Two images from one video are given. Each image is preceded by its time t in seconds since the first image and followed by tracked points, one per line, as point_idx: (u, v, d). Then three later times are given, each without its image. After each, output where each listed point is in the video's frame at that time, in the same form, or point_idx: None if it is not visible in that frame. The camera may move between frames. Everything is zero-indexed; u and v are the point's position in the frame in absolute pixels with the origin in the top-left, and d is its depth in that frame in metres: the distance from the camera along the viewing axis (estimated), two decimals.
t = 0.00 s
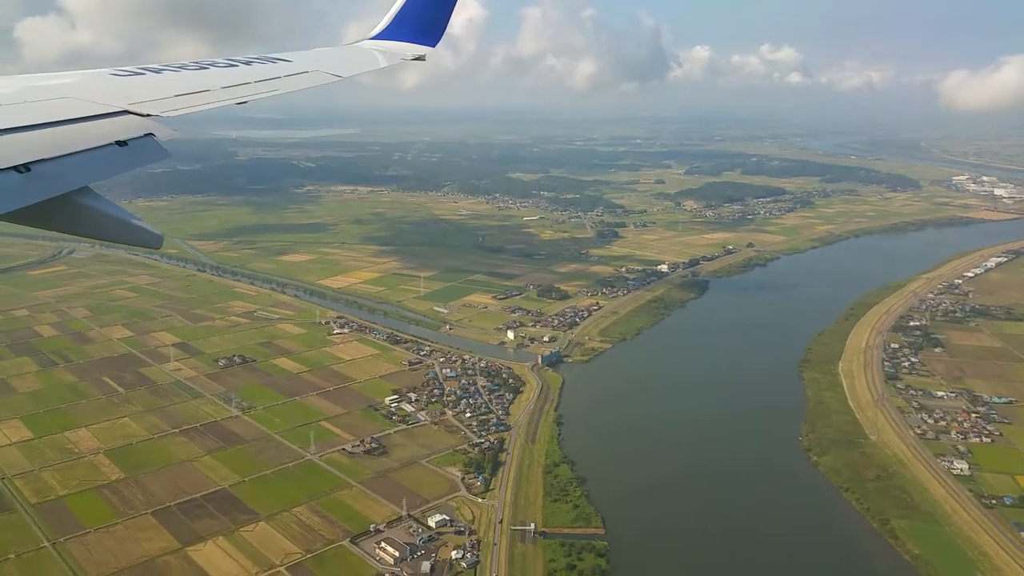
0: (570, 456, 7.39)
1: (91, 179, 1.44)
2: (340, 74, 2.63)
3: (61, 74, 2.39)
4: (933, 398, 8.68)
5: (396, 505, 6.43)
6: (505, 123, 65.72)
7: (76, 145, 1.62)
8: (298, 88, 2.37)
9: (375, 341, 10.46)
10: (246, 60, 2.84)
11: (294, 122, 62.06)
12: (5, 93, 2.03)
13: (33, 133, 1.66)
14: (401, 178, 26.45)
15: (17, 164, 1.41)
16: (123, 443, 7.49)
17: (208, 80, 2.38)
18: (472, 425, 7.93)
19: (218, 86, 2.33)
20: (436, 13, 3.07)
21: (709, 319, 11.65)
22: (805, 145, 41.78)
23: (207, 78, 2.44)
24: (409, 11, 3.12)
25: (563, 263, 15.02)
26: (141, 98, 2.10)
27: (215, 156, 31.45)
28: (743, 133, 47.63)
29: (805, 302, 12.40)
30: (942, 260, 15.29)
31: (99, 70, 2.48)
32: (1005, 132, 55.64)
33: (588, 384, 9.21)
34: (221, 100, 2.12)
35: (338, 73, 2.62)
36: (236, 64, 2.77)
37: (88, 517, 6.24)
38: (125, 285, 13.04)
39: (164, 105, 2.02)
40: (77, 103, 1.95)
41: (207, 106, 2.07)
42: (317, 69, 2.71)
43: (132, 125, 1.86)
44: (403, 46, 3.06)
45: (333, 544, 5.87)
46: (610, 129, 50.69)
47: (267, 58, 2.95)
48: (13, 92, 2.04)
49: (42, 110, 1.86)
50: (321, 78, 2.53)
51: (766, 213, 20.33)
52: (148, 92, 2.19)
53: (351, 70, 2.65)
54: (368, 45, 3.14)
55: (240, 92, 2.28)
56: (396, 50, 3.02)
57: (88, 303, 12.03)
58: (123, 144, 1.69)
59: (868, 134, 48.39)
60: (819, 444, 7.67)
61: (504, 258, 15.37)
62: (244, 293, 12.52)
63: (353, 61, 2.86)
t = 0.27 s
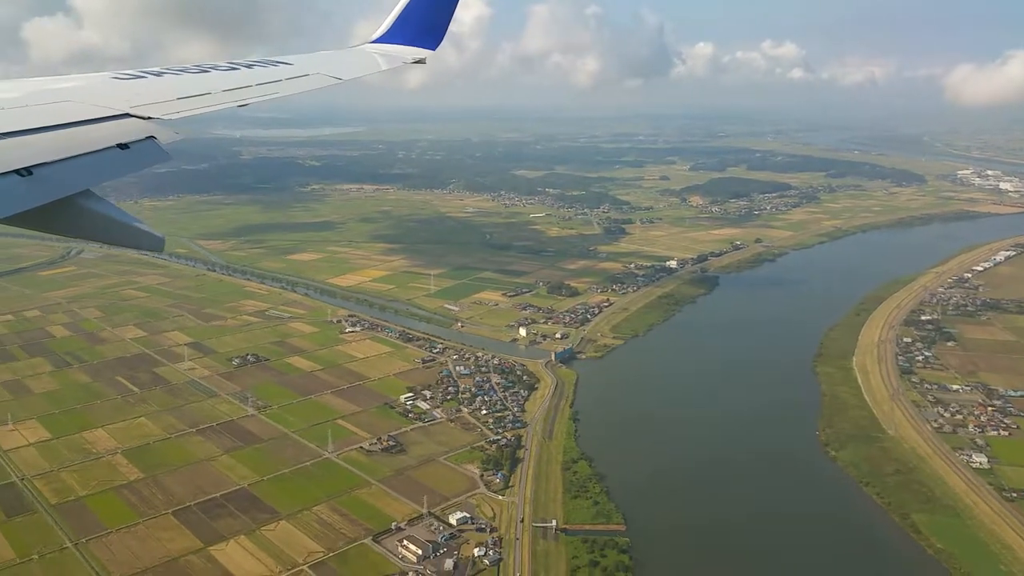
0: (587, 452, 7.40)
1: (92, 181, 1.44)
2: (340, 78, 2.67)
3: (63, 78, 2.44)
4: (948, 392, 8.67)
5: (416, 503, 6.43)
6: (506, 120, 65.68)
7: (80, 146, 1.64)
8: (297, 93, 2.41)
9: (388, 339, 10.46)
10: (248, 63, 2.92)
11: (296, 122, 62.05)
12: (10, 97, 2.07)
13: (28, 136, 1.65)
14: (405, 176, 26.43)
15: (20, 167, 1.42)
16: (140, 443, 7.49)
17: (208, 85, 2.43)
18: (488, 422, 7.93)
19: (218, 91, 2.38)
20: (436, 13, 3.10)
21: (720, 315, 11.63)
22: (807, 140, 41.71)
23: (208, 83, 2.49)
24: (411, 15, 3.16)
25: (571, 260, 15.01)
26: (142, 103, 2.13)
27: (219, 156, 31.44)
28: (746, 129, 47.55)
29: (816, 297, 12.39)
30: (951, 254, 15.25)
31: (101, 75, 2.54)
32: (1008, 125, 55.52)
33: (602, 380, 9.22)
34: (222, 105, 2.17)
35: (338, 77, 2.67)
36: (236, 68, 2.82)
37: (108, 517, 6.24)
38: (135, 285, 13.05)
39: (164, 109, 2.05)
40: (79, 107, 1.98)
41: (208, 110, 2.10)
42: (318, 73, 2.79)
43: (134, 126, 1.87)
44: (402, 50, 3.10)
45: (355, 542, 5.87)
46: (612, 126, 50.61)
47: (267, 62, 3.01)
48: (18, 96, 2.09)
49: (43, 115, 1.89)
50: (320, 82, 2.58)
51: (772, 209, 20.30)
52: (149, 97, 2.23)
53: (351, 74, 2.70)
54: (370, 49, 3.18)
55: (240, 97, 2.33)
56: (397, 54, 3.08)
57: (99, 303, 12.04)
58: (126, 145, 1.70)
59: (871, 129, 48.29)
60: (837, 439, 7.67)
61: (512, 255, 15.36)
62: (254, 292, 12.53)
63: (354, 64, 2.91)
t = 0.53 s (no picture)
0: (601, 454, 7.39)
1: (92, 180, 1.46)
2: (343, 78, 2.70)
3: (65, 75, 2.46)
4: (959, 397, 8.66)
5: (431, 502, 6.42)
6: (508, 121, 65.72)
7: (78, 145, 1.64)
8: (298, 92, 2.44)
9: (398, 338, 10.46)
10: (250, 61, 2.95)
11: (299, 121, 62.07)
12: (15, 94, 2.08)
13: (29, 131, 1.66)
14: (410, 176, 26.44)
15: (21, 164, 1.43)
16: (153, 440, 7.48)
17: (208, 83, 2.45)
18: (501, 423, 7.93)
19: (220, 89, 2.40)
20: (441, 12, 3.13)
21: (729, 317, 11.64)
22: (811, 144, 41.73)
23: (209, 81, 2.52)
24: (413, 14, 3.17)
25: (578, 261, 15.02)
26: (143, 101, 2.15)
27: (223, 154, 31.46)
28: (749, 132, 47.55)
29: (824, 300, 12.38)
30: (958, 259, 15.25)
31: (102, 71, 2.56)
32: (1010, 131, 55.54)
33: (613, 381, 9.23)
34: (223, 105, 2.19)
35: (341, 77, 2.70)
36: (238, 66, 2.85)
37: (122, 514, 6.23)
38: (143, 282, 13.04)
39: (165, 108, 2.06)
40: (82, 105, 2.00)
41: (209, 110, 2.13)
42: (321, 71, 2.82)
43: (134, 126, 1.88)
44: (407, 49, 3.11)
45: (371, 541, 5.86)
46: (615, 128, 50.61)
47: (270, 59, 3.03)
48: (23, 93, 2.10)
49: (44, 109, 1.90)
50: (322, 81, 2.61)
51: (778, 212, 20.31)
52: (150, 94, 2.25)
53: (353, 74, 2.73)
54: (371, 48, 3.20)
55: (241, 96, 2.35)
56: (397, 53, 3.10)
57: (108, 300, 12.04)
58: (128, 146, 1.71)
59: (874, 133, 48.31)
60: (850, 442, 7.67)
61: (519, 256, 15.36)
62: (263, 291, 12.53)
63: (356, 64, 2.94)
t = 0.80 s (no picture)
0: (616, 454, 7.40)
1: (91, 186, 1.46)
2: (340, 82, 2.77)
3: (66, 81, 2.51)
4: (972, 396, 8.66)
5: (448, 503, 6.42)
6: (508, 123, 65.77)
7: (77, 149, 1.64)
8: (296, 96, 2.49)
9: (408, 340, 10.46)
10: (248, 68, 3.03)
11: (299, 124, 62.12)
12: (17, 99, 2.11)
13: (31, 136, 1.67)
14: (413, 178, 26.45)
15: (19, 170, 1.42)
16: (167, 442, 7.48)
17: (206, 89, 2.50)
18: (514, 424, 7.93)
19: (219, 95, 2.44)
20: (440, 14, 3.30)
21: (738, 318, 11.64)
22: (812, 144, 41.77)
23: (208, 87, 2.56)
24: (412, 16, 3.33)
25: (585, 262, 15.03)
26: (143, 107, 2.19)
27: (226, 158, 31.48)
28: (750, 132, 47.59)
29: (832, 300, 12.39)
30: (965, 258, 15.26)
31: (103, 78, 2.61)
32: (1010, 130, 55.59)
33: (624, 381, 9.24)
34: (223, 109, 2.23)
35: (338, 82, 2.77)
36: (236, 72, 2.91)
37: (139, 516, 6.23)
38: (151, 285, 13.05)
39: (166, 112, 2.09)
40: (83, 110, 2.03)
41: (209, 114, 2.16)
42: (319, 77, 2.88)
43: (134, 132, 1.90)
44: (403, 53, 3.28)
45: (390, 542, 5.86)
46: (616, 129, 50.63)
47: (268, 66, 3.13)
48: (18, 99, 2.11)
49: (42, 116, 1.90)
50: (318, 87, 2.67)
51: (782, 212, 20.32)
52: (151, 100, 2.29)
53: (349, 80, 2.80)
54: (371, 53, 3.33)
55: (240, 101, 2.40)
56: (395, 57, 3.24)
57: (117, 303, 12.04)
58: (126, 151, 1.72)
59: (875, 133, 48.35)
60: (865, 442, 7.68)
61: (526, 257, 15.37)
62: (271, 293, 12.54)
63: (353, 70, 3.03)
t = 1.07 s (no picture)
0: (631, 454, 7.43)
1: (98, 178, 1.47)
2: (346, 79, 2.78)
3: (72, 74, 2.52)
4: (986, 400, 8.67)
5: (465, 500, 6.45)
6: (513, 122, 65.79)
7: (82, 142, 1.65)
8: (302, 91, 2.49)
9: (419, 337, 10.48)
10: (253, 61, 3.03)
11: (305, 120, 62.20)
12: (23, 91, 2.12)
13: (35, 129, 1.68)
14: (420, 176, 26.48)
15: (25, 161, 1.42)
16: (183, 436, 7.51)
17: (211, 83, 2.50)
18: (528, 422, 7.96)
19: (225, 89, 2.45)
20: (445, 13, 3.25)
21: (748, 319, 11.66)
22: (818, 146, 41.75)
23: (215, 80, 2.57)
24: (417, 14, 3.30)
25: (594, 262, 15.05)
26: (149, 100, 2.19)
27: (232, 153, 31.54)
28: (755, 134, 47.58)
29: (842, 303, 12.40)
30: (975, 262, 15.25)
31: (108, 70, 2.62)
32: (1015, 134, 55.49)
33: (636, 381, 9.27)
34: (228, 103, 2.23)
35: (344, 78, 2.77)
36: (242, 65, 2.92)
37: (156, 509, 6.27)
38: (162, 279, 13.09)
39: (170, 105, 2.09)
40: (88, 103, 2.04)
41: (214, 108, 2.16)
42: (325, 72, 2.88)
43: (140, 126, 1.90)
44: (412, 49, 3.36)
45: (408, 538, 5.89)
46: (621, 129, 50.62)
47: (273, 61, 3.13)
48: (35, 92, 2.15)
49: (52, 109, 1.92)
50: (323, 83, 2.67)
51: (790, 214, 20.32)
52: (156, 93, 2.29)
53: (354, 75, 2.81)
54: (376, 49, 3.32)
55: (246, 96, 2.40)
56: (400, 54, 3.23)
57: (128, 297, 12.08)
58: (131, 145, 1.72)
59: (881, 136, 48.30)
60: (879, 445, 7.71)
61: (535, 256, 15.39)
62: (282, 289, 12.57)
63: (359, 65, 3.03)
